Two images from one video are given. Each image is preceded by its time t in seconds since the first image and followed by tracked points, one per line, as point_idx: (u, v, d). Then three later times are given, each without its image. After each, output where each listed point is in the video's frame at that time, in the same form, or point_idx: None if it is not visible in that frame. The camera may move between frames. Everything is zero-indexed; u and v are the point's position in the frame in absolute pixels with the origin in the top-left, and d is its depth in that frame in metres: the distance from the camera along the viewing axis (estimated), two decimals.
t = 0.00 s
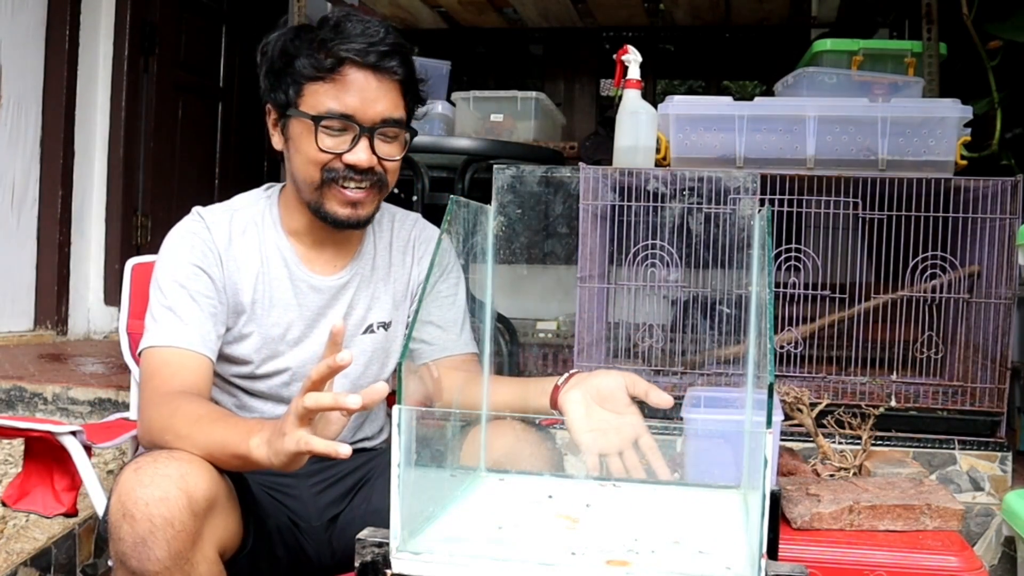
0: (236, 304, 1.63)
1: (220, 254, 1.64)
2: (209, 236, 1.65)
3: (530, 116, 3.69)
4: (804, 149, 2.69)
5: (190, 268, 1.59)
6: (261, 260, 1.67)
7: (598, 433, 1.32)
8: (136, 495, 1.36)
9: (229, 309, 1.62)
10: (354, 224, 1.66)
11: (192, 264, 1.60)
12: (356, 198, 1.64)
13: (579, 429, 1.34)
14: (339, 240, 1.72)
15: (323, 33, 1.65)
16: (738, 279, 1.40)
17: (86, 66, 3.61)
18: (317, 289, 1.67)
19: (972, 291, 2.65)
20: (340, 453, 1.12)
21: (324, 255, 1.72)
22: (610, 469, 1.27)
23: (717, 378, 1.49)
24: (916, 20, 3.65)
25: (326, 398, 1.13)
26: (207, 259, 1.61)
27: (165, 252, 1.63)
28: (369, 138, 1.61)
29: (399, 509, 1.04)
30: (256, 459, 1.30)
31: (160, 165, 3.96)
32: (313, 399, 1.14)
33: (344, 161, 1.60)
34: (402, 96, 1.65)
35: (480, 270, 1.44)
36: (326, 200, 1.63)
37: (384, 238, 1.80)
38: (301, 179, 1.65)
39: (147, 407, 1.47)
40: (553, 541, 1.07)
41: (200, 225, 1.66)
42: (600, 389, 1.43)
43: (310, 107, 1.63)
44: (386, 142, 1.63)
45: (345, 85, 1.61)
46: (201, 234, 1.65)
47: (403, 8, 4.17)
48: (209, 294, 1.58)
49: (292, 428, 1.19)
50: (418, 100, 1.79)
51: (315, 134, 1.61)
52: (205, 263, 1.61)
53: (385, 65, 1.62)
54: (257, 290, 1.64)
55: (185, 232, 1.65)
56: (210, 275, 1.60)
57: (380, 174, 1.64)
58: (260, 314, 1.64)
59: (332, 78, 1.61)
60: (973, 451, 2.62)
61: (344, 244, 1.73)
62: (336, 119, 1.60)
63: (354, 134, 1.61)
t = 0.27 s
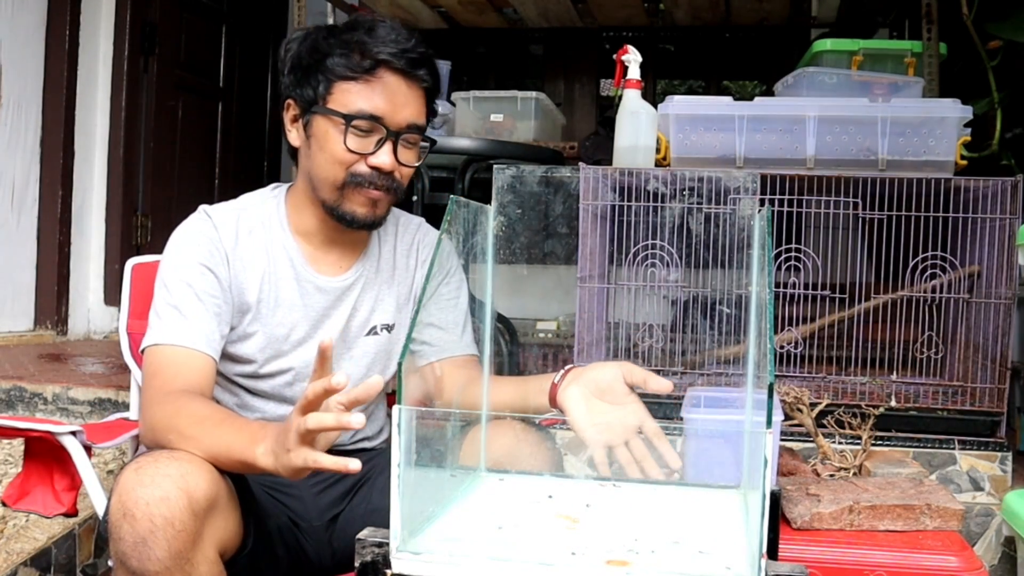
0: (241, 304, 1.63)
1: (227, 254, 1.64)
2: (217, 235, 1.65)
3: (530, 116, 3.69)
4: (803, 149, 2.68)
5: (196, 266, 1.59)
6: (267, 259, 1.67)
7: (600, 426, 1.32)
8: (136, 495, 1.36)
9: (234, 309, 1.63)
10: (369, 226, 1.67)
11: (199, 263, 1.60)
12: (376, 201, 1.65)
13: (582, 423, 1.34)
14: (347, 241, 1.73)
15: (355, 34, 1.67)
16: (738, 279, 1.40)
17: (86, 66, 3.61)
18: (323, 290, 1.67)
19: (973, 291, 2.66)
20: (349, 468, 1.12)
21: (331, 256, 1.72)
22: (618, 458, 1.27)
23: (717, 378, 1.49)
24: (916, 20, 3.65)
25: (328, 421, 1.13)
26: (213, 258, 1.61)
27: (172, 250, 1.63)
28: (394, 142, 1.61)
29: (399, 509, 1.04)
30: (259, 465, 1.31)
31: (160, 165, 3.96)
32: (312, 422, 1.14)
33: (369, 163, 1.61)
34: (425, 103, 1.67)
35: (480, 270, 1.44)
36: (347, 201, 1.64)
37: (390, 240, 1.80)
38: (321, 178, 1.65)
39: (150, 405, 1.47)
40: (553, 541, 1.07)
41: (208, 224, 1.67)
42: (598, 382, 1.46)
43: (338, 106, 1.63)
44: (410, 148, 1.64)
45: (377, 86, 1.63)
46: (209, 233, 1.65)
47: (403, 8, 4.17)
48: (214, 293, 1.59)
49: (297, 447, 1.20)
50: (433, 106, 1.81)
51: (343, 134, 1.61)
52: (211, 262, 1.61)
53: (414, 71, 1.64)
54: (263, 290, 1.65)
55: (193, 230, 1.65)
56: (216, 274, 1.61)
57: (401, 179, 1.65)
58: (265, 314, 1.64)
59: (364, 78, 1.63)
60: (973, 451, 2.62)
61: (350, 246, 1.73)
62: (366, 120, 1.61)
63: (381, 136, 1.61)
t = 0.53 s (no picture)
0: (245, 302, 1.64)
1: (232, 252, 1.64)
2: (223, 233, 1.65)
3: (530, 116, 3.68)
4: (803, 149, 2.68)
5: (202, 264, 1.60)
6: (272, 258, 1.67)
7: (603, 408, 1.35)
8: (136, 494, 1.36)
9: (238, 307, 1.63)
10: (378, 229, 1.67)
11: (204, 261, 1.60)
12: (388, 203, 1.65)
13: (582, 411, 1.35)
14: (352, 242, 1.73)
15: (376, 38, 1.68)
16: (738, 280, 1.40)
17: (86, 66, 3.61)
18: (327, 290, 1.67)
19: (972, 291, 2.66)
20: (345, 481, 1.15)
21: (336, 255, 1.72)
22: (630, 441, 1.20)
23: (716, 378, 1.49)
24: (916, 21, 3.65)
25: (308, 447, 1.15)
26: (218, 256, 1.62)
27: (177, 247, 1.63)
28: (411, 146, 1.63)
29: (399, 509, 1.05)
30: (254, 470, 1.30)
31: (160, 165, 3.96)
32: (294, 451, 1.16)
33: (385, 166, 1.62)
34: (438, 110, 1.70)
35: (480, 270, 1.44)
36: (360, 202, 1.65)
37: (394, 242, 1.80)
38: (334, 179, 1.66)
39: (151, 402, 1.48)
40: (554, 541, 1.07)
41: (215, 222, 1.67)
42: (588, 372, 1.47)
43: (358, 108, 1.64)
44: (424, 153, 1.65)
45: (397, 90, 1.64)
46: (215, 231, 1.65)
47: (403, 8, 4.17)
48: (219, 291, 1.59)
49: (285, 467, 1.21)
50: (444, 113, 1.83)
51: (362, 136, 1.62)
52: (216, 260, 1.61)
53: (432, 79, 1.67)
54: (267, 289, 1.65)
55: (199, 227, 1.65)
56: (221, 272, 1.61)
57: (413, 183, 1.66)
58: (269, 312, 1.64)
59: (386, 82, 1.64)
60: (973, 451, 2.62)
61: (355, 246, 1.73)
62: (385, 123, 1.62)
63: (398, 140, 1.63)
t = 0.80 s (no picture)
0: (247, 301, 1.64)
1: (234, 251, 1.64)
2: (225, 232, 1.66)
3: (530, 116, 3.68)
4: (803, 149, 2.68)
5: (204, 263, 1.60)
6: (274, 257, 1.67)
7: (603, 405, 1.35)
8: (136, 494, 1.36)
9: (240, 306, 1.63)
10: (380, 226, 1.67)
11: (206, 260, 1.60)
12: (390, 200, 1.65)
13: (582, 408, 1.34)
14: (353, 240, 1.72)
15: (378, 35, 1.69)
16: (738, 279, 1.40)
17: (85, 66, 3.61)
18: (329, 290, 1.67)
19: (972, 291, 2.66)
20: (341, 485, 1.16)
21: (338, 254, 1.72)
22: (631, 439, 1.20)
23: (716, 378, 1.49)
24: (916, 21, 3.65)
25: (307, 452, 1.16)
26: (220, 255, 1.62)
27: (180, 245, 1.63)
28: (413, 142, 1.63)
29: (399, 509, 1.05)
30: (252, 471, 1.30)
31: (160, 164, 3.96)
32: (292, 457, 1.17)
33: (387, 162, 1.62)
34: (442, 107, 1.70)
35: (480, 270, 1.44)
36: (361, 198, 1.65)
37: (396, 242, 1.80)
38: (336, 176, 1.66)
39: (152, 400, 1.48)
40: (554, 541, 1.07)
41: (218, 221, 1.67)
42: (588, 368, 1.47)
43: (361, 104, 1.65)
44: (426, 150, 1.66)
45: (400, 86, 1.65)
46: (218, 230, 1.65)
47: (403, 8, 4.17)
48: (221, 290, 1.59)
49: (282, 470, 1.21)
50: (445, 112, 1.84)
51: (364, 132, 1.63)
52: (218, 259, 1.61)
53: (433, 77, 1.67)
54: (269, 288, 1.65)
55: (202, 226, 1.65)
56: (223, 272, 1.61)
57: (415, 180, 1.66)
58: (271, 311, 1.64)
59: (389, 79, 1.65)
60: (973, 451, 2.62)
61: (357, 245, 1.73)
62: (388, 119, 1.62)
63: (401, 136, 1.63)
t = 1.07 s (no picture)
0: (249, 301, 1.64)
1: (236, 251, 1.64)
2: (227, 233, 1.65)
3: (530, 116, 3.68)
4: (804, 149, 2.68)
5: (205, 263, 1.60)
6: (276, 257, 1.67)
7: (604, 408, 1.34)
8: (136, 494, 1.36)
9: (241, 306, 1.63)
10: (382, 226, 1.67)
11: (208, 260, 1.60)
12: (391, 200, 1.66)
13: (583, 410, 1.34)
14: (354, 240, 1.72)
15: (380, 36, 1.69)
16: (738, 279, 1.40)
17: (85, 66, 3.61)
18: (330, 290, 1.67)
19: (972, 291, 2.66)
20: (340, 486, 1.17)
21: (340, 254, 1.72)
22: (631, 439, 1.17)
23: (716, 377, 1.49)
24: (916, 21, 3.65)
25: (309, 454, 1.16)
26: (222, 255, 1.62)
27: (181, 245, 1.63)
28: (415, 142, 1.63)
29: (399, 509, 1.05)
30: (253, 472, 1.30)
31: (160, 164, 3.96)
32: (294, 458, 1.18)
33: (389, 161, 1.62)
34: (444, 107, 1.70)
35: (480, 270, 1.44)
36: (363, 198, 1.65)
37: (398, 243, 1.80)
38: (338, 176, 1.66)
39: (153, 400, 1.48)
40: (553, 541, 1.07)
41: (219, 221, 1.67)
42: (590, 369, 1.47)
43: (363, 104, 1.65)
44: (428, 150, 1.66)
45: (402, 86, 1.65)
46: (220, 230, 1.65)
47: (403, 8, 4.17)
48: (222, 290, 1.59)
49: (284, 470, 1.21)
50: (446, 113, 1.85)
51: (365, 131, 1.63)
52: (220, 259, 1.61)
53: (435, 77, 1.67)
54: (271, 289, 1.65)
55: (204, 226, 1.65)
56: (224, 272, 1.61)
57: (417, 180, 1.66)
58: (272, 312, 1.64)
59: (391, 79, 1.65)
60: (973, 451, 2.62)
61: (358, 245, 1.73)
62: (389, 119, 1.62)
63: (403, 137, 1.63)
